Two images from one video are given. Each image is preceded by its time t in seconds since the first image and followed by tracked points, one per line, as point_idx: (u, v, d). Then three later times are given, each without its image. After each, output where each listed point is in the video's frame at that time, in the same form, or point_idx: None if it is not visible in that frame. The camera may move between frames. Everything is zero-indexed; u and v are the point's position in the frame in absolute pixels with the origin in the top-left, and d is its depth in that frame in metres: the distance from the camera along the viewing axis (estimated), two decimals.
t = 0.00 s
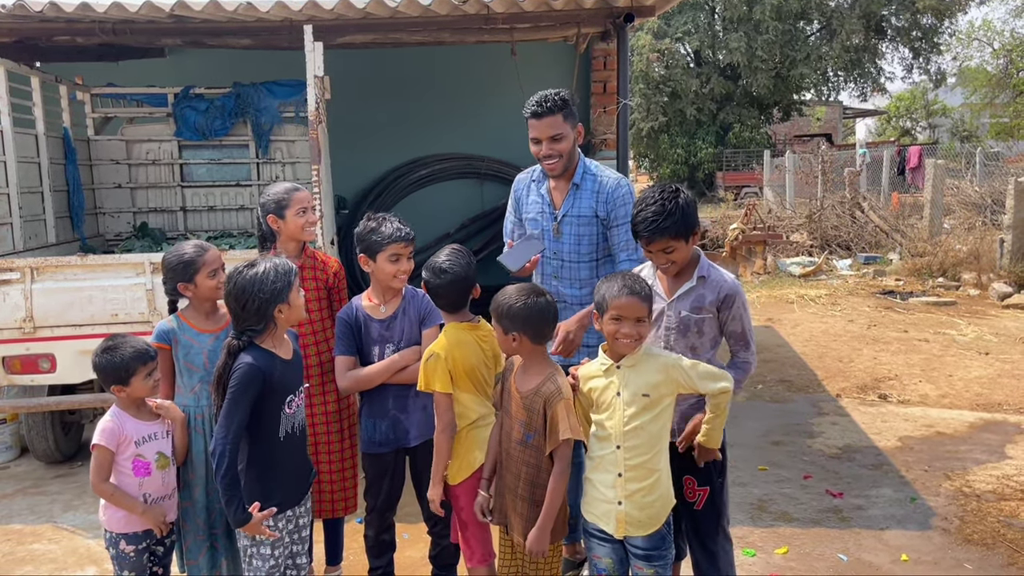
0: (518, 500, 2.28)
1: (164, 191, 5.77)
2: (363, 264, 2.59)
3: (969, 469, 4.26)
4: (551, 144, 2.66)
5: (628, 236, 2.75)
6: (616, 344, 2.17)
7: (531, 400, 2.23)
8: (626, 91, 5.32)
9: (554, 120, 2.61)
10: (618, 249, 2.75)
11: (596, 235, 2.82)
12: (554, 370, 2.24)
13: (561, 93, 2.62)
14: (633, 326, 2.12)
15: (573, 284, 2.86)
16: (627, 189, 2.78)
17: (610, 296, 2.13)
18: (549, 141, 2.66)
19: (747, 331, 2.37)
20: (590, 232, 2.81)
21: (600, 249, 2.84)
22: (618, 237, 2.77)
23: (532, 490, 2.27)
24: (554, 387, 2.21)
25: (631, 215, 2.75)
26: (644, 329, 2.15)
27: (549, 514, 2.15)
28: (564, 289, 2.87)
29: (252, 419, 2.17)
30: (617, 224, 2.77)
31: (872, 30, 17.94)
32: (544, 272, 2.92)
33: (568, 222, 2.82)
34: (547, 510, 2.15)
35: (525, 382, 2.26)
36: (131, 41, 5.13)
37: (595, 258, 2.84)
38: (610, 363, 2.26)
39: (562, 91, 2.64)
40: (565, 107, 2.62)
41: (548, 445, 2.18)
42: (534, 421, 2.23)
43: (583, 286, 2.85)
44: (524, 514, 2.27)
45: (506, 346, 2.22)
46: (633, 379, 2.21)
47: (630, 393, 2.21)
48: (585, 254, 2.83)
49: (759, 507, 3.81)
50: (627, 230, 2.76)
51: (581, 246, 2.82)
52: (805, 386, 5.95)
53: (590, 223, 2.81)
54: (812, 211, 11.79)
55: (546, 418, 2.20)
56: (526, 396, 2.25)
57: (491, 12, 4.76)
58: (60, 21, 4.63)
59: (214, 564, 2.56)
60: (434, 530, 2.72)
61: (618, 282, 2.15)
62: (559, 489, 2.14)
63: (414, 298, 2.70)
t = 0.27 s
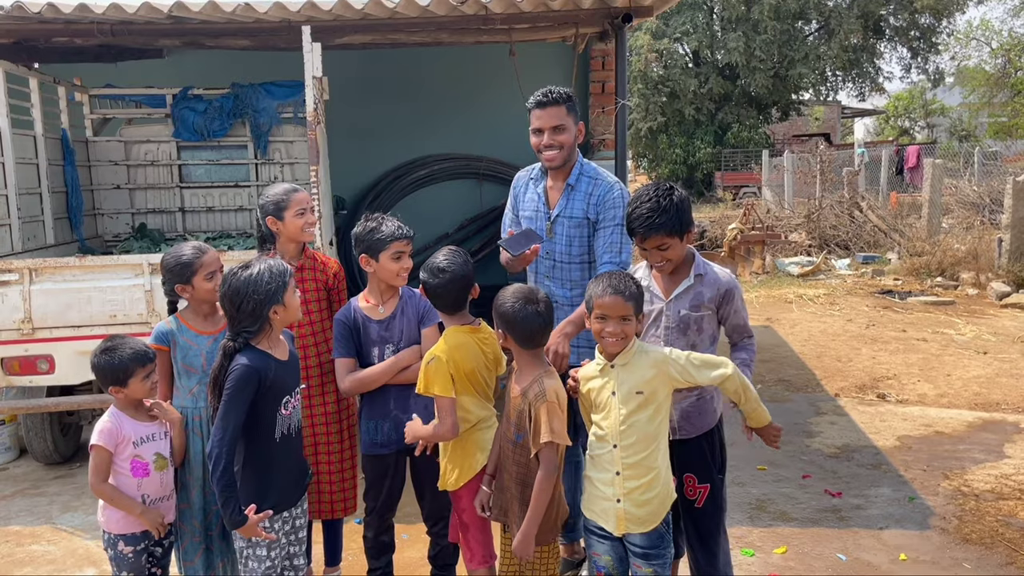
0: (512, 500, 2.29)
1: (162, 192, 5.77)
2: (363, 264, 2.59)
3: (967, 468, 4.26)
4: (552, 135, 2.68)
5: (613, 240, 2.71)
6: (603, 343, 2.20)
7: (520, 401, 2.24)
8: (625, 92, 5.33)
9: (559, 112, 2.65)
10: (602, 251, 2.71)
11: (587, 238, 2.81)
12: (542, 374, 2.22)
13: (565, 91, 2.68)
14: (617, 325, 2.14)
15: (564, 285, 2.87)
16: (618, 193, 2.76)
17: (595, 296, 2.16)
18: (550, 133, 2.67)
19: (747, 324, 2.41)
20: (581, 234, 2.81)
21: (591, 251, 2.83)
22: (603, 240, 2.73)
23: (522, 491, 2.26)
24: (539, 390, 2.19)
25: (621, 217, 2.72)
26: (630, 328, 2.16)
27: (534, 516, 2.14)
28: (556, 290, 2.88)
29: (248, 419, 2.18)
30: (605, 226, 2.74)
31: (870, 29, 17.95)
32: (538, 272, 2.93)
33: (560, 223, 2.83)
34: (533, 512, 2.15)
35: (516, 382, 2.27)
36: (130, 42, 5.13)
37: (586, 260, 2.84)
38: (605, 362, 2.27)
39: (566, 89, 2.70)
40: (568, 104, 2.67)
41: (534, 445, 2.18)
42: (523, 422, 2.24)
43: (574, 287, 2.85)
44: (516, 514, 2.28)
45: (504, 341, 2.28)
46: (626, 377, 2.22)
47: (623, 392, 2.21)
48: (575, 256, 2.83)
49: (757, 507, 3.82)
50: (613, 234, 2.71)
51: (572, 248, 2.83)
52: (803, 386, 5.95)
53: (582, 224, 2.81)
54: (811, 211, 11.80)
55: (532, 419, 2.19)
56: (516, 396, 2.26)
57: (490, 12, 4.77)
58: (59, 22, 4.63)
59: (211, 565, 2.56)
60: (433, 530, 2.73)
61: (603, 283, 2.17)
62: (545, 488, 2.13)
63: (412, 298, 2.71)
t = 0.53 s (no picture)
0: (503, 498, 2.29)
1: (160, 194, 5.76)
2: (363, 261, 2.59)
3: (966, 468, 4.27)
4: (554, 127, 2.69)
5: (615, 240, 2.72)
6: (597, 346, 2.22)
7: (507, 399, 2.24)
8: (623, 92, 5.32)
9: (562, 104, 2.67)
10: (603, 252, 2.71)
11: (585, 237, 2.82)
12: (529, 372, 2.21)
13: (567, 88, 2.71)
14: (608, 329, 2.16)
15: (560, 284, 2.86)
16: (618, 191, 2.77)
17: (589, 298, 2.17)
18: (552, 125, 2.69)
19: (730, 333, 2.36)
20: (579, 233, 2.81)
21: (588, 250, 2.83)
22: (605, 238, 2.74)
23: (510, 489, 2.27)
24: (522, 389, 2.19)
25: (624, 216, 2.75)
26: (622, 330, 2.17)
27: (516, 515, 2.14)
28: (551, 289, 2.87)
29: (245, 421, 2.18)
30: (606, 225, 2.75)
31: (868, 29, 17.97)
32: (533, 271, 2.91)
33: (558, 221, 2.83)
34: (516, 511, 2.15)
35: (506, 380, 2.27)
36: (127, 43, 5.12)
37: (583, 260, 2.84)
38: (606, 361, 2.27)
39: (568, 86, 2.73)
40: (569, 99, 2.69)
41: (516, 443, 2.18)
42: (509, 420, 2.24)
43: (570, 286, 2.85)
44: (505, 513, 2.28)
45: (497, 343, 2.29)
46: (624, 378, 2.22)
47: (621, 392, 2.22)
48: (572, 255, 2.83)
49: (757, 506, 3.82)
50: (614, 233, 2.72)
51: (570, 247, 2.83)
52: (802, 386, 5.95)
53: (579, 223, 2.81)
54: (810, 210, 11.81)
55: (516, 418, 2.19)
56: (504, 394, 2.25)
57: (488, 13, 4.76)
58: (56, 23, 4.62)
59: (208, 567, 2.56)
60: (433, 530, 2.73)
61: (597, 285, 2.18)
62: (528, 486, 2.13)
63: (411, 298, 2.71)
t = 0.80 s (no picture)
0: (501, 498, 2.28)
1: (158, 195, 5.75)
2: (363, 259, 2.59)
3: (964, 467, 4.27)
4: (550, 127, 2.68)
5: (620, 240, 2.76)
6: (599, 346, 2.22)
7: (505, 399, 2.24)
8: (620, 92, 5.32)
9: (558, 103, 2.66)
10: (609, 252, 2.77)
11: (583, 237, 2.82)
12: (528, 372, 2.21)
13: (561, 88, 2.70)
14: (608, 331, 2.16)
15: (559, 284, 2.86)
16: (616, 191, 2.78)
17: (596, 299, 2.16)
18: (548, 124, 2.68)
19: (736, 337, 2.34)
20: (578, 233, 2.81)
21: (587, 250, 2.84)
22: (608, 240, 2.77)
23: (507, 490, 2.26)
24: (519, 388, 2.19)
25: (625, 217, 2.79)
26: (624, 334, 2.17)
27: (513, 515, 2.14)
28: (551, 290, 2.87)
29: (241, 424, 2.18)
30: (608, 227, 2.78)
31: (865, 29, 17.99)
32: (532, 272, 2.91)
33: (556, 221, 2.83)
34: (513, 511, 2.14)
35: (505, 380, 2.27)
36: (125, 44, 5.11)
37: (581, 260, 2.84)
38: (607, 362, 2.28)
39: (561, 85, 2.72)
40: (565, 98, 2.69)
41: (512, 443, 2.18)
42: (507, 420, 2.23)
43: (569, 286, 2.85)
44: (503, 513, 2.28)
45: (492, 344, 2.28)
46: (622, 379, 2.22)
47: (618, 394, 2.22)
48: (571, 255, 2.83)
49: (755, 506, 3.82)
50: (619, 233, 2.76)
51: (568, 247, 2.83)
52: (801, 385, 5.96)
53: (578, 223, 2.81)
54: (808, 210, 11.82)
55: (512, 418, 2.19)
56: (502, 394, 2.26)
57: (485, 13, 4.77)
58: (53, 25, 4.62)
59: (205, 569, 2.55)
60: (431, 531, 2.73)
61: (606, 283, 2.18)
62: (524, 487, 2.12)
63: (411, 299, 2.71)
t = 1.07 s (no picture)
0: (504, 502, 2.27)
1: (154, 196, 5.74)
2: (374, 257, 2.59)
3: (962, 465, 4.27)
4: (551, 132, 2.68)
5: (622, 246, 2.79)
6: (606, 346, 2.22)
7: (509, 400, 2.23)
8: (617, 92, 5.32)
9: (557, 108, 2.66)
10: (613, 258, 2.80)
11: (583, 242, 2.82)
12: (530, 374, 2.21)
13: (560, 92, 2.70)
14: (616, 334, 2.16)
15: (558, 288, 2.86)
16: (617, 197, 2.79)
17: (605, 299, 2.16)
18: (548, 129, 2.68)
19: (744, 338, 2.35)
20: (578, 239, 2.81)
21: (586, 255, 2.84)
22: (611, 247, 2.80)
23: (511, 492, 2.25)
24: (528, 389, 2.19)
25: (626, 223, 2.81)
26: (631, 336, 2.18)
27: (519, 517, 2.13)
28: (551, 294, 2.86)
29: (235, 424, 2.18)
30: (609, 233, 2.79)
31: (862, 28, 18.01)
32: (530, 276, 2.91)
33: (556, 226, 2.82)
34: (518, 515, 2.14)
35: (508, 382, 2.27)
36: (120, 45, 5.10)
37: (580, 264, 2.84)
38: (613, 361, 2.27)
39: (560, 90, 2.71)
40: (564, 103, 2.69)
41: (517, 445, 2.17)
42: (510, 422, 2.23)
43: (568, 290, 2.85)
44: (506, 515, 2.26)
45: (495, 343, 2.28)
46: (629, 378, 2.22)
47: (625, 393, 2.22)
48: (570, 259, 2.83)
49: (754, 505, 3.82)
50: (621, 239, 2.79)
51: (567, 252, 2.82)
52: (799, 384, 5.96)
53: (578, 229, 2.81)
54: (805, 209, 11.83)
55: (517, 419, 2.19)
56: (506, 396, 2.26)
57: (481, 13, 4.76)
58: (49, 26, 4.60)
59: (202, 571, 2.54)
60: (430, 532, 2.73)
61: (612, 282, 2.18)
62: (529, 493, 2.12)
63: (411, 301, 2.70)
